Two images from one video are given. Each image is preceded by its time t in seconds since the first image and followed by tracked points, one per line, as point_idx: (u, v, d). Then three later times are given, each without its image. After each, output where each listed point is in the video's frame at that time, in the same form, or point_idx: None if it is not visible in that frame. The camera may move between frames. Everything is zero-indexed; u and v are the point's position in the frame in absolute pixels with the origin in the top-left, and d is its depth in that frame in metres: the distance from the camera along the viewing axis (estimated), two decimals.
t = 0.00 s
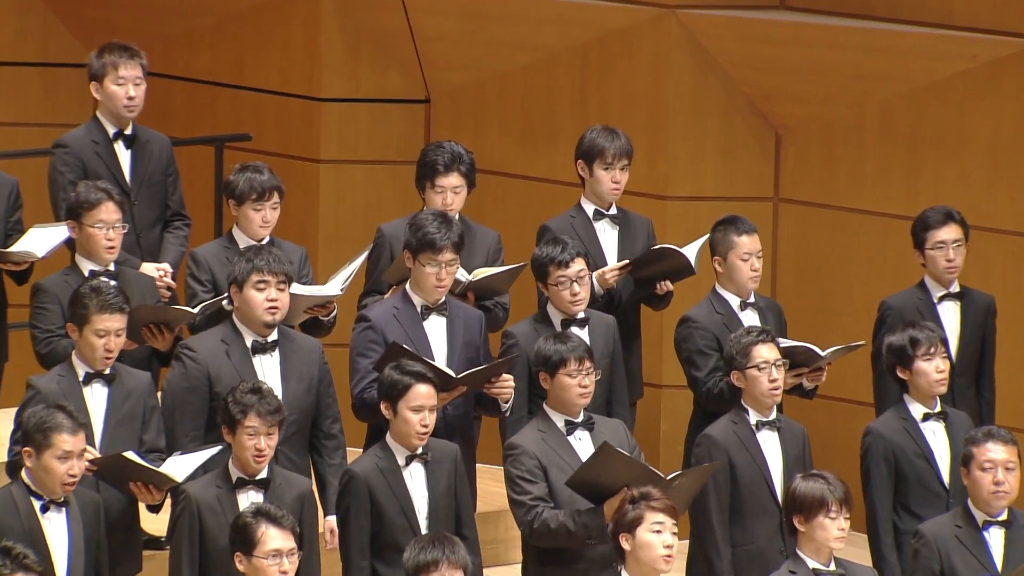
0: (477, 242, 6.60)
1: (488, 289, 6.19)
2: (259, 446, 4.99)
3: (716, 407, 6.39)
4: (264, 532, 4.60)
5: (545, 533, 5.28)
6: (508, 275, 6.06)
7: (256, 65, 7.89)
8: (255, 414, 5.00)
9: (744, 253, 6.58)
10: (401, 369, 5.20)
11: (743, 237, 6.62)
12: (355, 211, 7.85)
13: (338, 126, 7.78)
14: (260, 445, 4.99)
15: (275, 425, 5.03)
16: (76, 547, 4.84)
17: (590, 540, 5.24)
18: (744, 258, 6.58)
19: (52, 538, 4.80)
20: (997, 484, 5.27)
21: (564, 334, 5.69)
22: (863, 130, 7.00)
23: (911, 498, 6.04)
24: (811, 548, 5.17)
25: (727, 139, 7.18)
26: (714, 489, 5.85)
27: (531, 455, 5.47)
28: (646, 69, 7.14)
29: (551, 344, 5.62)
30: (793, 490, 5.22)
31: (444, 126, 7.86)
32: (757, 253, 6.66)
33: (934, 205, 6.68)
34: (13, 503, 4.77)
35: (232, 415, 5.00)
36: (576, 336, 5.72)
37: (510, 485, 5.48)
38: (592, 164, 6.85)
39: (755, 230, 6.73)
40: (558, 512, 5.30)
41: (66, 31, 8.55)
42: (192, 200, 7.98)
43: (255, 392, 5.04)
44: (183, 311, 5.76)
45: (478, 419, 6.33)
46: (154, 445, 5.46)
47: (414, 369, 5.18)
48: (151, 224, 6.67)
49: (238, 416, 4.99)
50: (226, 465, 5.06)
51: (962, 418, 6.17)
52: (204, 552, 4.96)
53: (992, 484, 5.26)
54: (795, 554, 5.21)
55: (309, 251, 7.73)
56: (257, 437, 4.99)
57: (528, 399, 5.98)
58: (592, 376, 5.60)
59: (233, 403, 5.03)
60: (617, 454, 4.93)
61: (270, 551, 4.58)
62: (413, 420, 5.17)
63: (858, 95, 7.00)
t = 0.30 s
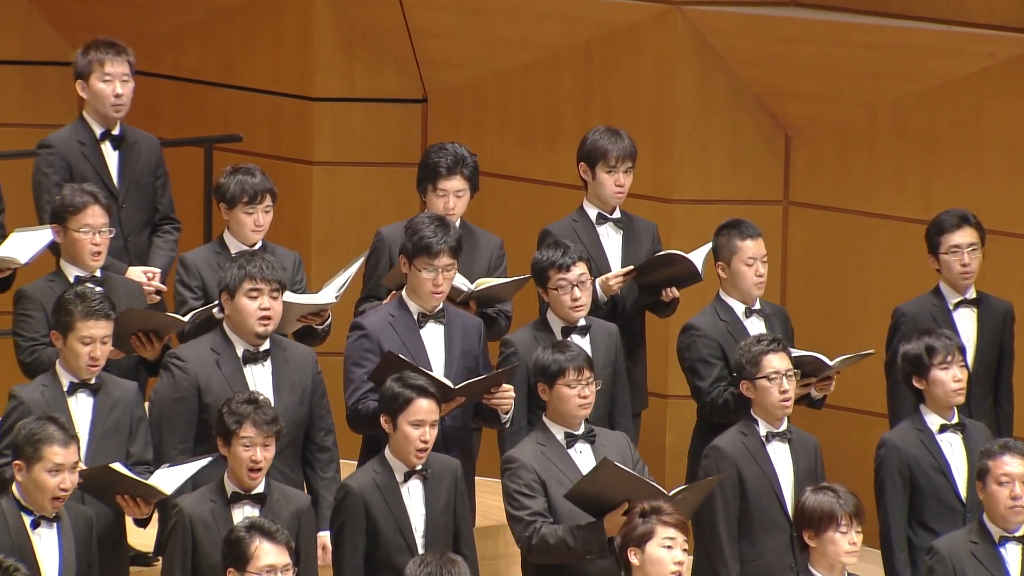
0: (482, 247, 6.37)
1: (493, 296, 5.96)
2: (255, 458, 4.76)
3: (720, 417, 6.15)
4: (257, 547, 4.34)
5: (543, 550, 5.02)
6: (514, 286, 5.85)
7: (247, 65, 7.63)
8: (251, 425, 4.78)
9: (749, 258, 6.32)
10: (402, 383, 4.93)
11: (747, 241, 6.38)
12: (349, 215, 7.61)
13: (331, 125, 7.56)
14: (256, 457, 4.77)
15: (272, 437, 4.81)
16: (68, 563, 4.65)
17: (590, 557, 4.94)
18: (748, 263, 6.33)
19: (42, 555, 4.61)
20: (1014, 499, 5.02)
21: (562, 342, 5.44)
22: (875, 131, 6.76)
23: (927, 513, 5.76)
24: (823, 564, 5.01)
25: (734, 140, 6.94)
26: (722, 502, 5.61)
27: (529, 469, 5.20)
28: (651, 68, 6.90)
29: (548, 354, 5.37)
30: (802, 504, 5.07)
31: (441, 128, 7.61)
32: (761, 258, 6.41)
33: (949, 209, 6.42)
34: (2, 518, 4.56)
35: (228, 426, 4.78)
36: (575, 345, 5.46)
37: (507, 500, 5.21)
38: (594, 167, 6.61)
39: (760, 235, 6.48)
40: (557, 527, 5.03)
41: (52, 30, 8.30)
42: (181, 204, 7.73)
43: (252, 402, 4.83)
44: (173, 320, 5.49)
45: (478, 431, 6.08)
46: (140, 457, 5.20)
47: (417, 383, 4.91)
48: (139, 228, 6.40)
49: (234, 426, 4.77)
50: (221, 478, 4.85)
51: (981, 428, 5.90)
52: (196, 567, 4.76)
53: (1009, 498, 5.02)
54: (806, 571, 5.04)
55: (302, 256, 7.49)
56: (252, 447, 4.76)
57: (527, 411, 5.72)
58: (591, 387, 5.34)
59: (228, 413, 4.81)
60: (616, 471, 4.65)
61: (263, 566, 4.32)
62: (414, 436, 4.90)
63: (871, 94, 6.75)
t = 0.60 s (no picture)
0: (487, 250, 6.14)
1: (497, 301, 5.73)
2: (249, 465, 4.61)
3: (724, 428, 5.87)
4: (249, 557, 4.10)
5: (547, 559, 4.81)
6: (518, 291, 5.64)
7: (241, 62, 7.39)
8: (245, 431, 4.63)
9: (755, 261, 6.10)
10: (406, 390, 4.77)
11: (754, 245, 6.15)
12: (344, 217, 7.37)
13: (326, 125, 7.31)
14: (251, 465, 4.61)
15: (267, 444, 4.65)
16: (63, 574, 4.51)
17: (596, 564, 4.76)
18: (755, 266, 6.10)
19: (37, 567, 4.46)
20: None
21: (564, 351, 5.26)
22: (892, 126, 6.51)
23: (945, 526, 5.47)
24: None
25: (744, 139, 6.70)
26: (731, 515, 5.37)
27: (533, 479, 4.97)
28: (658, 64, 6.66)
29: (547, 360, 5.18)
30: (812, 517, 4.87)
31: (439, 127, 7.37)
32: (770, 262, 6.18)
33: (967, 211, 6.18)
34: None
35: (221, 432, 4.64)
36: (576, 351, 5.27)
37: (510, 510, 5.00)
38: (597, 168, 6.37)
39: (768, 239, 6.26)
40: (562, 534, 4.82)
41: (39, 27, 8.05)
42: (172, 206, 7.49)
43: (246, 409, 4.68)
44: (162, 327, 5.24)
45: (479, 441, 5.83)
46: (129, 468, 4.94)
47: (420, 389, 4.75)
48: (128, 231, 6.12)
49: (228, 432, 4.62)
50: (216, 490, 4.68)
51: (1002, 438, 5.62)
52: None
53: None
54: None
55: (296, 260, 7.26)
56: (247, 454, 4.61)
57: (530, 420, 5.46)
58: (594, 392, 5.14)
59: (221, 420, 4.66)
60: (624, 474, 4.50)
61: None
62: (417, 444, 4.74)
63: (885, 92, 6.50)
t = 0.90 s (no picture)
0: (491, 252, 5.91)
1: (500, 305, 5.49)
2: (243, 478, 4.37)
3: (730, 439, 5.63)
4: (242, 569, 3.86)
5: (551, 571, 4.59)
6: (522, 296, 5.41)
7: (233, 58, 7.14)
8: (239, 442, 4.39)
9: (764, 267, 5.87)
10: (404, 395, 4.55)
11: (763, 250, 5.91)
12: (340, 219, 7.14)
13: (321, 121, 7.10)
14: (246, 477, 4.38)
15: (262, 456, 4.42)
16: None
17: None
18: (764, 272, 5.87)
19: None
20: None
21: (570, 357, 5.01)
22: (908, 126, 6.24)
23: (965, 540, 5.18)
24: None
25: (755, 138, 6.45)
26: (743, 528, 5.14)
27: (537, 490, 4.75)
28: (665, 60, 6.41)
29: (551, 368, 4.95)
30: (827, 532, 4.62)
31: (438, 126, 7.13)
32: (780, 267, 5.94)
33: (989, 212, 5.93)
34: None
35: (214, 443, 4.40)
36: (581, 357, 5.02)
37: (514, 523, 4.77)
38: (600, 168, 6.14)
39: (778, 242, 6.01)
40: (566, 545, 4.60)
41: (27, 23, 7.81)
42: (162, 207, 7.24)
43: (240, 419, 4.45)
44: (151, 334, 4.98)
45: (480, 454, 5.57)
46: (118, 479, 4.70)
47: (419, 393, 4.52)
48: (118, 233, 5.85)
49: (221, 443, 4.38)
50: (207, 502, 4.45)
51: None
52: None
53: None
54: None
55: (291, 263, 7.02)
56: (241, 466, 4.38)
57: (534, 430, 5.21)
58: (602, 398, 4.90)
59: (214, 431, 4.42)
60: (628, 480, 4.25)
61: None
62: (416, 451, 4.51)
63: (901, 90, 6.25)
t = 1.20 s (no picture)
0: (492, 257, 5.68)
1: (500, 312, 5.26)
2: (234, 491, 4.13)
3: (734, 452, 5.38)
4: None
5: None
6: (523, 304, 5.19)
7: (225, 56, 6.91)
8: (230, 454, 4.15)
9: (772, 278, 5.60)
10: (408, 410, 4.31)
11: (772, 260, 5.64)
12: (333, 224, 6.92)
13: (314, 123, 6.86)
14: (236, 492, 4.14)
15: (254, 467, 4.18)
16: None
17: None
18: (772, 283, 5.60)
19: None
20: None
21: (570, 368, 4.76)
22: (924, 127, 6.01)
23: (984, 557, 4.83)
24: None
25: (765, 139, 6.22)
26: (751, 535, 4.91)
27: (541, 498, 4.53)
28: (671, 58, 6.18)
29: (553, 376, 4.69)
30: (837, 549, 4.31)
31: (436, 126, 6.90)
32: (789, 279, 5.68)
33: (1008, 216, 5.70)
34: None
35: (204, 455, 4.16)
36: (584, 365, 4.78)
37: (516, 532, 4.56)
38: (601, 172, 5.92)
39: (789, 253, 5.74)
40: (569, 558, 4.41)
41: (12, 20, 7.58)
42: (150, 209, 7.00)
43: (231, 429, 4.21)
44: (137, 341, 4.74)
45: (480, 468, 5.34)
46: (104, 492, 4.43)
47: (423, 408, 4.29)
48: (103, 237, 5.60)
49: (211, 456, 4.14)
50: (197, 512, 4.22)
51: None
52: None
53: None
54: None
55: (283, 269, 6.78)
56: (231, 480, 4.14)
57: (538, 442, 5.04)
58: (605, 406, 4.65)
59: (204, 441, 4.18)
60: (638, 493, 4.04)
61: None
62: (418, 469, 4.28)
63: (915, 90, 6.03)
